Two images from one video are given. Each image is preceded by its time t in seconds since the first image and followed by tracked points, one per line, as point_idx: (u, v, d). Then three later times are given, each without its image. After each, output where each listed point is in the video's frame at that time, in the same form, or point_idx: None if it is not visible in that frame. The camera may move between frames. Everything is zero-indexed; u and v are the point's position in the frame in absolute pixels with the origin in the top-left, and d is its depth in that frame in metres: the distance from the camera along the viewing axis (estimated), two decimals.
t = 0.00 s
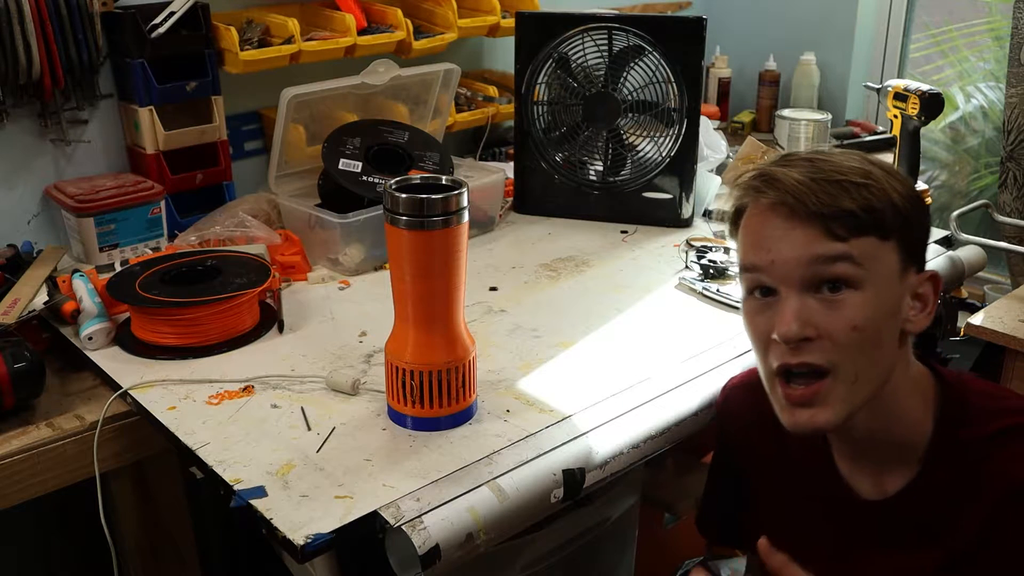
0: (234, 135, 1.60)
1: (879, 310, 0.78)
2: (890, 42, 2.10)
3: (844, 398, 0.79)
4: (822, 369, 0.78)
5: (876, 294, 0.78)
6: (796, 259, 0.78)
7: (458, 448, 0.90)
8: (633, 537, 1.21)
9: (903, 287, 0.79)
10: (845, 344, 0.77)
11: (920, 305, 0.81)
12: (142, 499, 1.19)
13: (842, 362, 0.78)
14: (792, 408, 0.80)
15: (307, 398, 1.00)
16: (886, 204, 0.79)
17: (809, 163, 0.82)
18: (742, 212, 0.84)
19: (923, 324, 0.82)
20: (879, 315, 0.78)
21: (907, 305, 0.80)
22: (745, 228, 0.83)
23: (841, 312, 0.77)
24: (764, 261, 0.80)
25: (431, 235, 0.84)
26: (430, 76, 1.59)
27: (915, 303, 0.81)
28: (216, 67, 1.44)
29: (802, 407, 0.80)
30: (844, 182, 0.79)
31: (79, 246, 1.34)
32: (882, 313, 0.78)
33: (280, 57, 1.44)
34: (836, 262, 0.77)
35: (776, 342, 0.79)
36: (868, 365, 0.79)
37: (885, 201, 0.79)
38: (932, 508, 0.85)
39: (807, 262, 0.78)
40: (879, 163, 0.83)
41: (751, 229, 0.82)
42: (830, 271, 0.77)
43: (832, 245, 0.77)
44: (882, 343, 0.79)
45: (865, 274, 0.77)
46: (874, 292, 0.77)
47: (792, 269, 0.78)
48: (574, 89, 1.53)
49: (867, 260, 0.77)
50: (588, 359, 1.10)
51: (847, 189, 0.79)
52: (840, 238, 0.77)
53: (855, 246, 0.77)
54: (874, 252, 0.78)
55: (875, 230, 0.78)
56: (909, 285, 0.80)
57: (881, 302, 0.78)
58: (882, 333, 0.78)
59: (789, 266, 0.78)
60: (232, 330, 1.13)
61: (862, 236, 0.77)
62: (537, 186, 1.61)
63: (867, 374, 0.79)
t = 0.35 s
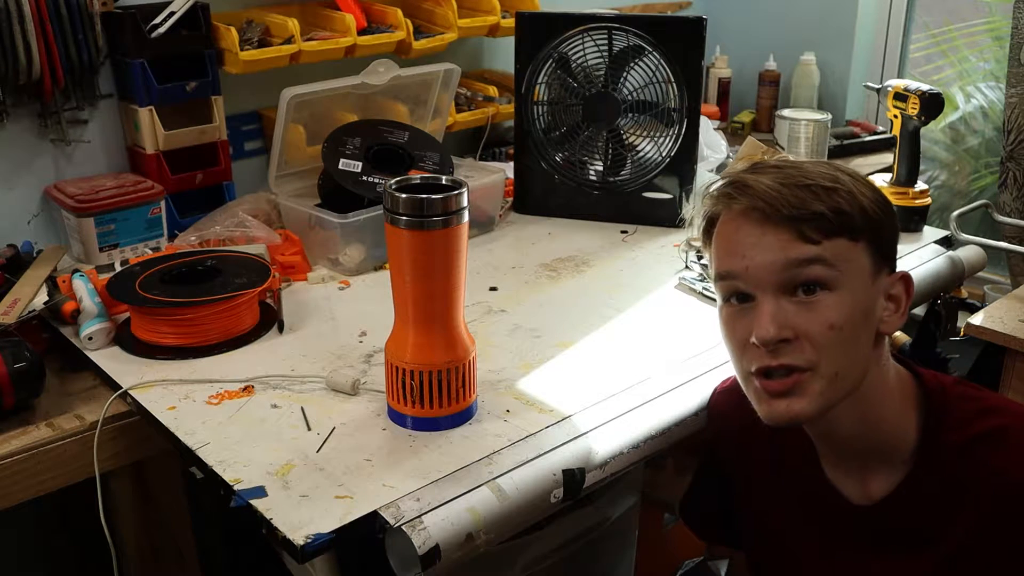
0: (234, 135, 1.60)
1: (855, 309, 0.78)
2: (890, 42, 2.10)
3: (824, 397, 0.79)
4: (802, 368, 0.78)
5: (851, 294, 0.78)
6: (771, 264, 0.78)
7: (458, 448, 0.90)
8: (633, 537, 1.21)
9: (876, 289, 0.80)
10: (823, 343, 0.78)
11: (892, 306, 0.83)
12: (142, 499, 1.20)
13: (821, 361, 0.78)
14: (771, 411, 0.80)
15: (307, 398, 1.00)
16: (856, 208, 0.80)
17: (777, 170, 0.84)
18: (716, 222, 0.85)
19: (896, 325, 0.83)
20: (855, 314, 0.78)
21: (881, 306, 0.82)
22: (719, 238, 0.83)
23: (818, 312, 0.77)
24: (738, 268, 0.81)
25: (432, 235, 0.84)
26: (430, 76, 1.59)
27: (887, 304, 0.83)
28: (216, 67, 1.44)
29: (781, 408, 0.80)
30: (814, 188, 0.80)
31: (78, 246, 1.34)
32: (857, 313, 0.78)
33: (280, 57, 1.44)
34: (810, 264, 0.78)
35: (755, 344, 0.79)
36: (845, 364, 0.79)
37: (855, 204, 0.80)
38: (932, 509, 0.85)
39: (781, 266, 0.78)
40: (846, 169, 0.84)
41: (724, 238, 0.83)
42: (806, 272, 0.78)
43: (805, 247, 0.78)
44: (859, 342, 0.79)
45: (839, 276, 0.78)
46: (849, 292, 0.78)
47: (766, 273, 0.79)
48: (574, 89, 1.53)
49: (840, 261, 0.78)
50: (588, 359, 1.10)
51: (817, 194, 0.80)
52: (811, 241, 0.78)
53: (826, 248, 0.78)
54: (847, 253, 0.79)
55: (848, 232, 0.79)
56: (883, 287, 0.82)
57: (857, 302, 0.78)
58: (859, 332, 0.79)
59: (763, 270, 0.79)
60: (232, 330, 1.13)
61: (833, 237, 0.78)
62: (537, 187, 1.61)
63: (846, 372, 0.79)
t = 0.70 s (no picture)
0: (234, 135, 1.60)
1: (898, 309, 0.79)
2: (890, 42, 2.10)
3: (850, 387, 0.80)
4: (837, 354, 0.79)
5: (897, 293, 0.79)
6: (830, 247, 0.79)
7: (458, 448, 0.90)
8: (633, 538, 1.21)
9: (920, 292, 0.81)
10: (864, 334, 0.78)
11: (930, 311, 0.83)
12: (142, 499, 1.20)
13: (857, 351, 0.79)
14: (798, 394, 0.81)
15: (307, 398, 1.00)
16: (917, 205, 0.81)
17: (850, 152, 0.84)
18: (776, 191, 0.85)
19: (930, 331, 0.83)
20: (897, 313, 0.79)
21: (919, 310, 0.82)
22: (780, 207, 0.83)
23: (863, 304, 0.78)
24: (794, 244, 0.81)
25: (431, 235, 0.84)
26: (430, 76, 1.59)
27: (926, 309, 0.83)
28: (216, 67, 1.44)
29: (809, 393, 0.80)
30: (886, 176, 0.81)
31: (79, 246, 1.34)
32: (900, 312, 0.79)
33: (280, 57, 1.44)
34: (868, 255, 0.79)
35: (796, 322, 0.80)
36: (878, 359, 0.80)
37: (917, 202, 0.81)
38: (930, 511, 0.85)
39: (838, 250, 0.79)
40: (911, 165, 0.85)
41: (787, 209, 0.83)
42: (862, 263, 0.79)
43: (867, 237, 0.79)
44: (893, 340, 0.80)
45: (891, 272, 0.79)
46: (897, 289, 0.79)
47: (823, 256, 0.79)
48: (573, 90, 1.53)
49: (896, 256, 0.79)
50: (589, 359, 1.10)
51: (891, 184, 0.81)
52: (874, 231, 0.79)
53: (886, 242, 0.79)
54: (903, 251, 0.80)
55: (905, 230, 0.80)
56: (925, 291, 0.82)
57: (900, 302, 0.79)
58: (896, 331, 0.80)
59: (821, 252, 0.79)
60: (232, 330, 1.13)
61: (895, 232, 0.79)
62: (537, 187, 1.61)
63: (876, 367, 0.80)
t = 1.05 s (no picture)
0: (234, 135, 1.60)
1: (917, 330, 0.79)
2: (890, 42, 2.10)
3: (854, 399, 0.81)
4: (846, 367, 0.80)
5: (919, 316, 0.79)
6: (861, 266, 0.78)
7: (458, 448, 0.90)
8: (632, 538, 1.21)
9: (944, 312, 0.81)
10: (877, 353, 0.79)
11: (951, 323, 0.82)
12: (142, 500, 1.20)
13: (867, 369, 0.80)
14: (799, 393, 0.83)
15: (306, 398, 1.00)
16: (958, 225, 0.79)
17: (900, 159, 0.81)
18: (814, 193, 0.83)
19: (946, 346, 0.83)
20: (916, 334, 0.79)
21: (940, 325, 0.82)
22: (817, 210, 0.82)
23: (883, 324, 0.78)
24: (826, 253, 0.80)
25: (431, 234, 0.84)
26: (430, 76, 1.59)
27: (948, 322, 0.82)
28: (216, 67, 1.44)
29: (810, 396, 0.82)
30: (932, 193, 0.79)
31: (79, 246, 1.34)
32: (918, 333, 0.80)
33: (280, 57, 1.44)
34: (899, 279, 0.78)
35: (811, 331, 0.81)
36: (888, 376, 0.81)
37: (958, 221, 0.79)
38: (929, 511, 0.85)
39: (870, 269, 0.78)
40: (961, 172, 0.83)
41: (824, 213, 0.81)
42: (891, 285, 0.78)
43: (903, 259, 0.78)
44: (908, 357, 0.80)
45: (918, 295, 0.78)
46: (920, 313, 0.79)
47: (852, 271, 0.79)
48: (574, 90, 1.53)
49: (927, 281, 0.78)
50: (589, 359, 1.10)
51: (936, 202, 0.78)
52: (911, 253, 0.78)
53: (920, 266, 0.78)
54: (936, 275, 0.79)
55: (942, 252, 0.79)
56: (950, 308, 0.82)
57: (920, 325, 0.79)
58: (911, 349, 0.80)
59: (852, 267, 0.78)
60: (231, 330, 1.13)
61: (932, 254, 0.78)
62: (537, 187, 1.61)
63: (884, 383, 0.81)
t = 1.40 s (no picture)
0: (234, 135, 1.60)
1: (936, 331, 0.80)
2: (890, 42, 2.10)
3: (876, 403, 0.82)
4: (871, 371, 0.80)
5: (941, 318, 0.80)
6: (891, 268, 0.78)
7: (458, 448, 0.90)
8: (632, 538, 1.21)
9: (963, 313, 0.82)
10: (901, 356, 0.80)
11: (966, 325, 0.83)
12: (142, 500, 1.20)
13: (891, 372, 0.80)
14: (826, 396, 0.83)
15: (306, 398, 1.00)
16: (982, 222, 0.80)
17: (927, 158, 0.81)
18: (842, 193, 0.82)
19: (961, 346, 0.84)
20: (936, 336, 0.80)
21: (958, 326, 0.82)
22: (846, 210, 0.81)
23: (909, 327, 0.79)
24: (855, 254, 0.80)
25: (431, 234, 0.84)
26: (430, 76, 1.58)
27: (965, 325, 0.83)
28: (216, 67, 1.44)
29: (836, 399, 0.82)
30: (960, 193, 0.79)
31: (79, 246, 1.34)
32: (939, 335, 0.80)
33: (280, 57, 1.44)
34: (927, 281, 0.78)
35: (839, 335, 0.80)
36: (908, 378, 0.81)
37: (982, 218, 0.80)
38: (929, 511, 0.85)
39: (900, 272, 0.78)
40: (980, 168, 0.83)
41: (854, 214, 0.81)
42: (919, 288, 0.78)
43: (932, 261, 0.78)
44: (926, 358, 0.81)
45: (943, 297, 0.79)
46: (942, 314, 0.80)
47: (881, 273, 0.78)
48: (574, 90, 1.53)
49: (952, 283, 0.79)
50: (589, 359, 1.10)
51: (963, 201, 0.79)
52: (939, 255, 0.78)
53: (948, 267, 0.79)
54: (959, 277, 0.80)
55: (968, 251, 0.80)
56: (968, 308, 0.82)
57: (942, 327, 0.80)
58: (930, 350, 0.81)
59: (881, 269, 0.78)
60: (231, 330, 1.13)
61: (959, 256, 0.79)
62: (537, 187, 1.61)
63: (904, 385, 0.82)
